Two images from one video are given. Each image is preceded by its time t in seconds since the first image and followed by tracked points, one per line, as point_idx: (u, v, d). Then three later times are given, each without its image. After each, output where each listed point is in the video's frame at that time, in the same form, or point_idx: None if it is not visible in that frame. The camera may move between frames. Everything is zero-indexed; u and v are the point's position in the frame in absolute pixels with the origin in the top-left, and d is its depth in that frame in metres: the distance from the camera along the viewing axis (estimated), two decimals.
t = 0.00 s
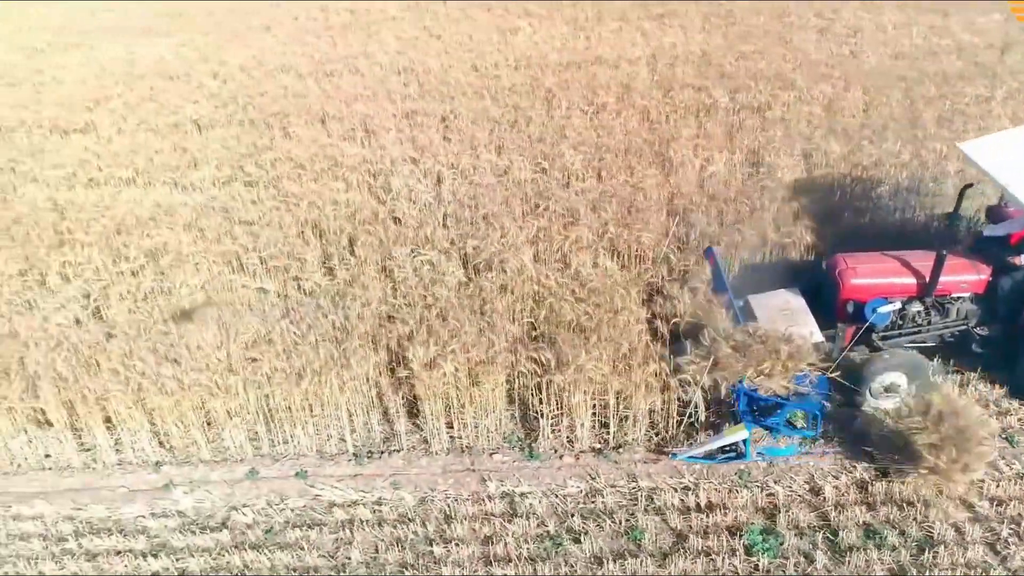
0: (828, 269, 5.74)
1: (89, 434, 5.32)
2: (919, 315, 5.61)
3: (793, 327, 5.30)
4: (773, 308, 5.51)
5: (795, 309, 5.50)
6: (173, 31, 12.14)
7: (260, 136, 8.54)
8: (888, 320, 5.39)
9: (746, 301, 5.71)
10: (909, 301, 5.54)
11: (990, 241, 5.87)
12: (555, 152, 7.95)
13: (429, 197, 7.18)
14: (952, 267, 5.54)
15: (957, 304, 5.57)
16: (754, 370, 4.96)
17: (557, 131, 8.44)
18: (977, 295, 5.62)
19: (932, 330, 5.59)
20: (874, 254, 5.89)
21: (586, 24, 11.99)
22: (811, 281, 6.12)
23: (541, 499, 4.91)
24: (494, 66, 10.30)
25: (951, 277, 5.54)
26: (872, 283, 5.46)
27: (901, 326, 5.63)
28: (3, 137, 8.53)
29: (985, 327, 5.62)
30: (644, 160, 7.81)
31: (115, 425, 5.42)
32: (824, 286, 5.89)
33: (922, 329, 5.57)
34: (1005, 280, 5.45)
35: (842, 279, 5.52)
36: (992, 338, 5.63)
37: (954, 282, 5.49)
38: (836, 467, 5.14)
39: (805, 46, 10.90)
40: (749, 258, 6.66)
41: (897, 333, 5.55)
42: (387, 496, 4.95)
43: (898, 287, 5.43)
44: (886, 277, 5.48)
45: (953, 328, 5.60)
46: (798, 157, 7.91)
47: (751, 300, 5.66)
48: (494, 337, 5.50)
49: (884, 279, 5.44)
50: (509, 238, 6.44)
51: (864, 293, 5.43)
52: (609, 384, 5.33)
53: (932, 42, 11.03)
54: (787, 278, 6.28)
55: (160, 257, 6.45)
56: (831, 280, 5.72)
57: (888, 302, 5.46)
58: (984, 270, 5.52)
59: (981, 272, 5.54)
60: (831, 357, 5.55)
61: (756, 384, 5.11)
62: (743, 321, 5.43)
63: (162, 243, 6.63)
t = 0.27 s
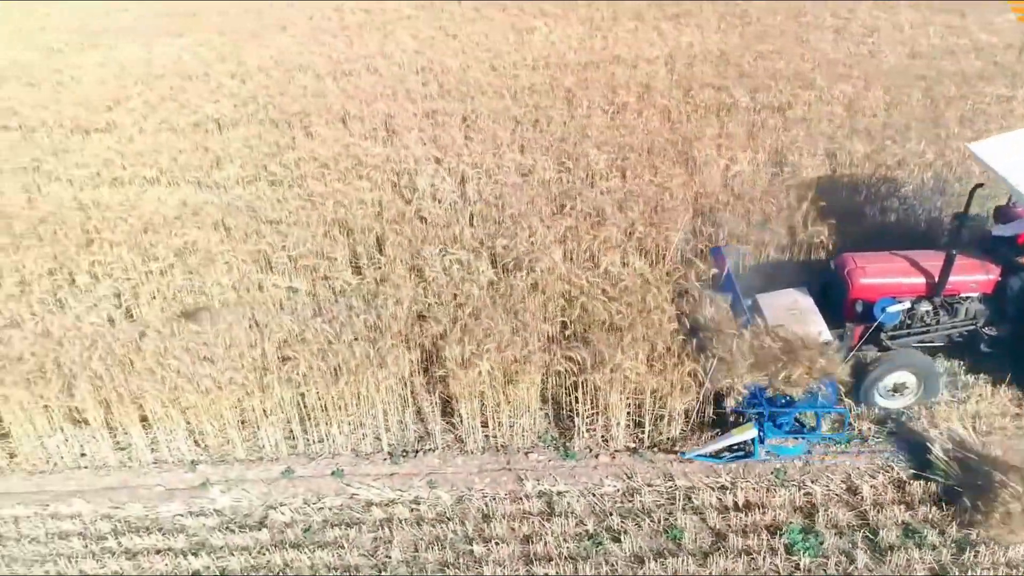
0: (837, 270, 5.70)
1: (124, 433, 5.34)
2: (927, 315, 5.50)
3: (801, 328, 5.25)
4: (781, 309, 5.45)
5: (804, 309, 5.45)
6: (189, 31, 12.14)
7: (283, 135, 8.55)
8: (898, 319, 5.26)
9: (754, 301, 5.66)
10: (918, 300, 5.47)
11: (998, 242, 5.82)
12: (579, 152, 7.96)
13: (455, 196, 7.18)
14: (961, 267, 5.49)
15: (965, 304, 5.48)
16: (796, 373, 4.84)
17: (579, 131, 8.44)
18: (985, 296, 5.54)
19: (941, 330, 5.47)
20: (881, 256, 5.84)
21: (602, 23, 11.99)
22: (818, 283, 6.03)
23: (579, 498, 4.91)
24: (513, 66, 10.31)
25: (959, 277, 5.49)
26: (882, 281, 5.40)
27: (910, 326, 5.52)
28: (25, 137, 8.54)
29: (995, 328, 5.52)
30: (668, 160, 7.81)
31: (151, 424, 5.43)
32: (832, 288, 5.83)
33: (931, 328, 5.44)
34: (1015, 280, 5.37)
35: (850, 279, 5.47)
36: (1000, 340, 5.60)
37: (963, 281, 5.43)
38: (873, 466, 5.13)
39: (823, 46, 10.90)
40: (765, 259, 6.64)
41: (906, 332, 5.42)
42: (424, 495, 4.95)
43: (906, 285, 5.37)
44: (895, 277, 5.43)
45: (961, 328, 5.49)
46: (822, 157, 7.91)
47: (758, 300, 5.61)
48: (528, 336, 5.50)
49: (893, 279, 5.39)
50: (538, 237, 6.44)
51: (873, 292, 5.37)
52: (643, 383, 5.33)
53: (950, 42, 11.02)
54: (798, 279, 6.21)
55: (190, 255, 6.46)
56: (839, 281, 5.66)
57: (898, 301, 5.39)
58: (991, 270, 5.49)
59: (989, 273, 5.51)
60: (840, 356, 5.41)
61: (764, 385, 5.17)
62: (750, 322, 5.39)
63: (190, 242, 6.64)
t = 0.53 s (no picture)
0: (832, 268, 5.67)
1: (149, 431, 5.35)
2: (922, 314, 5.52)
3: (794, 323, 5.31)
4: (776, 307, 5.53)
5: (798, 307, 5.52)
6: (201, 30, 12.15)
7: (298, 134, 8.56)
8: (893, 319, 5.32)
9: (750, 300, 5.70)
10: (912, 300, 5.46)
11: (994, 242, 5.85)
12: (595, 151, 7.96)
13: (473, 196, 7.20)
14: (957, 266, 5.42)
15: (959, 304, 5.46)
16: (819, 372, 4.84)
17: (594, 130, 8.45)
18: (980, 295, 5.53)
19: (935, 330, 5.49)
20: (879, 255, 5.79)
21: (613, 23, 12.00)
22: (814, 281, 6.01)
23: (603, 496, 4.92)
24: (526, 65, 10.32)
25: (955, 277, 5.42)
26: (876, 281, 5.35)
27: (904, 326, 5.55)
28: (42, 136, 8.56)
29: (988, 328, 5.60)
30: (684, 159, 7.82)
31: (175, 423, 5.45)
32: (827, 286, 5.80)
33: (925, 328, 5.48)
34: (1009, 281, 5.43)
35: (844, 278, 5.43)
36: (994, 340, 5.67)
37: (958, 281, 5.37)
38: (896, 465, 5.13)
39: (835, 45, 10.90)
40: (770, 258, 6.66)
41: (900, 331, 5.48)
42: (448, 494, 4.97)
43: (901, 285, 5.32)
44: (889, 276, 5.38)
45: (956, 328, 5.51)
46: (837, 156, 7.92)
47: (754, 298, 5.70)
48: (550, 335, 5.51)
49: (887, 278, 5.34)
50: (557, 236, 6.45)
51: (867, 291, 5.33)
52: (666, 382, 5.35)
53: (962, 41, 11.03)
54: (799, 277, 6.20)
55: (210, 254, 6.47)
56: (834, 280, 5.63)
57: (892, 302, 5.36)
58: (987, 270, 5.41)
59: (985, 272, 5.43)
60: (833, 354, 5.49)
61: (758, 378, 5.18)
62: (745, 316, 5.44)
63: (210, 241, 6.65)
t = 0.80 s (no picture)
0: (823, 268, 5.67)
1: (168, 430, 5.36)
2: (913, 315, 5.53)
3: (784, 322, 5.21)
4: (768, 308, 5.44)
5: (791, 307, 5.42)
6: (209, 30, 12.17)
7: (310, 133, 8.58)
8: (884, 319, 5.29)
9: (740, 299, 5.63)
10: (903, 300, 5.45)
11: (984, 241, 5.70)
12: (606, 150, 7.97)
13: (486, 195, 7.20)
14: (948, 266, 5.46)
15: (950, 304, 5.48)
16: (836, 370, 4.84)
17: (605, 130, 8.45)
18: (972, 295, 5.53)
19: (926, 330, 5.50)
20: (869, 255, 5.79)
21: (621, 22, 12.01)
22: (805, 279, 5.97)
23: (622, 494, 4.93)
24: (535, 65, 10.34)
25: (946, 277, 5.46)
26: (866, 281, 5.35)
27: (895, 326, 5.53)
28: (54, 136, 8.58)
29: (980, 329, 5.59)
30: (696, 158, 7.82)
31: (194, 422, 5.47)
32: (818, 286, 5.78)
33: (916, 328, 5.47)
34: (1000, 281, 5.32)
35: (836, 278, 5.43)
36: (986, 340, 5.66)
37: (950, 281, 5.41)
38: (913, 463, 5.13)
39: (843, 44, 10.92)
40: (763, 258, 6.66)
41: (892, 332, 5.47)
42: (467, 492, 4.98)
43: (893, 285, 5.34)
44: (881, 276, 5.40)
45: (948, 328, 5.51)
46: (849, 155, 7.93)
47: (746, 299, 5.62)
48: (566, 334, 5.52)
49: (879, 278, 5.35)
50: (571, 234, 6.45)
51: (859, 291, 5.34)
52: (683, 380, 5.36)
53: (970, 40, 11.04)
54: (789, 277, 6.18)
55: (225, 253, 6.48)
56: (825, 280, 5.61)
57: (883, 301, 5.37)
58: (978, 269, 5.43)
59: (976, 272, 5.46)
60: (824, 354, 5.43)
61: (750, 383, 5.09)
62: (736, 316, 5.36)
63: (225, 240, 6.67)
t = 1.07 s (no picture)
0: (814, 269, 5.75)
1: (185, 428, 5.38)
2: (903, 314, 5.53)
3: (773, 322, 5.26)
4: (758, 308, 5.48)
5: (780, 307, 5.45)
6: (217, 30, 12.18)
7: (321, 132, 8.59)
8: (872, 318, 5.29)
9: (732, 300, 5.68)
10: (892, 300, 5.46)
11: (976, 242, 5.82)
12: (617, 149, 7.98)
13: (498, 194, 7.22)
14: (937, 266, 5.51)
15: (940, 303, 5.51)
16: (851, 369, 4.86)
17: (615, 129, 8.46)
18: (960, 294, 5.58)
19: (916, 329, 5.51)
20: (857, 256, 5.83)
21: (628, 22, 12.02)
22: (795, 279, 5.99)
23: (640, 492, 4.95)
24: (543, 64, 10.35)
25: (935, 276, 5.49)
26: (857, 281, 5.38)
27: (884, 325, 5.53)
28: (65, 135, 8.60)
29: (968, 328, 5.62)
30: (706, 157, 7.84)
31: (210, 420, 5.49)
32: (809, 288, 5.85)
33: (906, 327, 5.47)
34: (989, 280, 5.43)
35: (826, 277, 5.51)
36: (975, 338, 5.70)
37: (939, 280, 5.44)
38: (929, 461, 5.14)
39: (851, 43, 10.93)
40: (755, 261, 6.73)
41: (881, 330, 5.48)
42: (484, 490, 4.99)
43: (882, 285, 5.41)
44: (871, 276, 5.45)
45: (937, 327, 5.52)
46: (859, 154, 7.94)
47: (737, 299, 5.66)
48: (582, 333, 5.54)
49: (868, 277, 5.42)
50: (585, 233, 6.46)
51: (848, 290, 5.41)
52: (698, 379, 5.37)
53: (977, 39, 11.05)
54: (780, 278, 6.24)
55: (239, 251, 6.49)
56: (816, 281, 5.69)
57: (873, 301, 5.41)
58: (967, 269, 5.49)
59: (964, 272, 5.51)
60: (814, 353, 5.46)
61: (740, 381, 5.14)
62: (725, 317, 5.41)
63: (238, 239, 6.68)
